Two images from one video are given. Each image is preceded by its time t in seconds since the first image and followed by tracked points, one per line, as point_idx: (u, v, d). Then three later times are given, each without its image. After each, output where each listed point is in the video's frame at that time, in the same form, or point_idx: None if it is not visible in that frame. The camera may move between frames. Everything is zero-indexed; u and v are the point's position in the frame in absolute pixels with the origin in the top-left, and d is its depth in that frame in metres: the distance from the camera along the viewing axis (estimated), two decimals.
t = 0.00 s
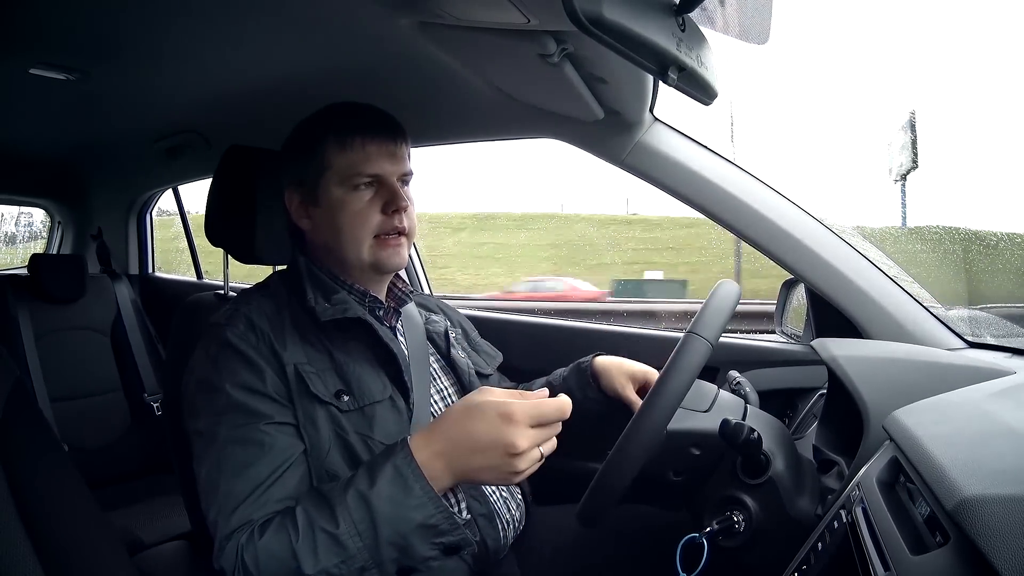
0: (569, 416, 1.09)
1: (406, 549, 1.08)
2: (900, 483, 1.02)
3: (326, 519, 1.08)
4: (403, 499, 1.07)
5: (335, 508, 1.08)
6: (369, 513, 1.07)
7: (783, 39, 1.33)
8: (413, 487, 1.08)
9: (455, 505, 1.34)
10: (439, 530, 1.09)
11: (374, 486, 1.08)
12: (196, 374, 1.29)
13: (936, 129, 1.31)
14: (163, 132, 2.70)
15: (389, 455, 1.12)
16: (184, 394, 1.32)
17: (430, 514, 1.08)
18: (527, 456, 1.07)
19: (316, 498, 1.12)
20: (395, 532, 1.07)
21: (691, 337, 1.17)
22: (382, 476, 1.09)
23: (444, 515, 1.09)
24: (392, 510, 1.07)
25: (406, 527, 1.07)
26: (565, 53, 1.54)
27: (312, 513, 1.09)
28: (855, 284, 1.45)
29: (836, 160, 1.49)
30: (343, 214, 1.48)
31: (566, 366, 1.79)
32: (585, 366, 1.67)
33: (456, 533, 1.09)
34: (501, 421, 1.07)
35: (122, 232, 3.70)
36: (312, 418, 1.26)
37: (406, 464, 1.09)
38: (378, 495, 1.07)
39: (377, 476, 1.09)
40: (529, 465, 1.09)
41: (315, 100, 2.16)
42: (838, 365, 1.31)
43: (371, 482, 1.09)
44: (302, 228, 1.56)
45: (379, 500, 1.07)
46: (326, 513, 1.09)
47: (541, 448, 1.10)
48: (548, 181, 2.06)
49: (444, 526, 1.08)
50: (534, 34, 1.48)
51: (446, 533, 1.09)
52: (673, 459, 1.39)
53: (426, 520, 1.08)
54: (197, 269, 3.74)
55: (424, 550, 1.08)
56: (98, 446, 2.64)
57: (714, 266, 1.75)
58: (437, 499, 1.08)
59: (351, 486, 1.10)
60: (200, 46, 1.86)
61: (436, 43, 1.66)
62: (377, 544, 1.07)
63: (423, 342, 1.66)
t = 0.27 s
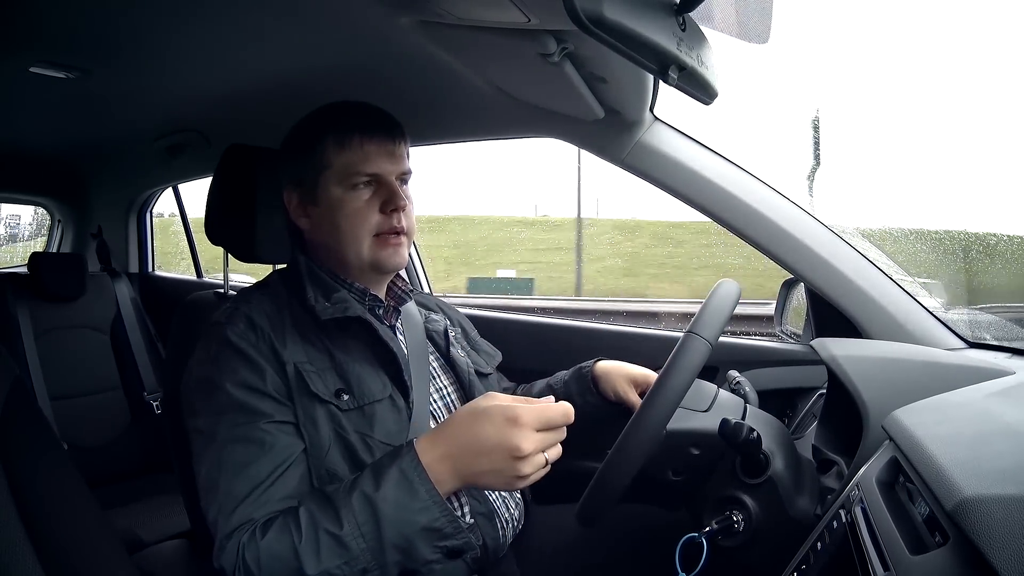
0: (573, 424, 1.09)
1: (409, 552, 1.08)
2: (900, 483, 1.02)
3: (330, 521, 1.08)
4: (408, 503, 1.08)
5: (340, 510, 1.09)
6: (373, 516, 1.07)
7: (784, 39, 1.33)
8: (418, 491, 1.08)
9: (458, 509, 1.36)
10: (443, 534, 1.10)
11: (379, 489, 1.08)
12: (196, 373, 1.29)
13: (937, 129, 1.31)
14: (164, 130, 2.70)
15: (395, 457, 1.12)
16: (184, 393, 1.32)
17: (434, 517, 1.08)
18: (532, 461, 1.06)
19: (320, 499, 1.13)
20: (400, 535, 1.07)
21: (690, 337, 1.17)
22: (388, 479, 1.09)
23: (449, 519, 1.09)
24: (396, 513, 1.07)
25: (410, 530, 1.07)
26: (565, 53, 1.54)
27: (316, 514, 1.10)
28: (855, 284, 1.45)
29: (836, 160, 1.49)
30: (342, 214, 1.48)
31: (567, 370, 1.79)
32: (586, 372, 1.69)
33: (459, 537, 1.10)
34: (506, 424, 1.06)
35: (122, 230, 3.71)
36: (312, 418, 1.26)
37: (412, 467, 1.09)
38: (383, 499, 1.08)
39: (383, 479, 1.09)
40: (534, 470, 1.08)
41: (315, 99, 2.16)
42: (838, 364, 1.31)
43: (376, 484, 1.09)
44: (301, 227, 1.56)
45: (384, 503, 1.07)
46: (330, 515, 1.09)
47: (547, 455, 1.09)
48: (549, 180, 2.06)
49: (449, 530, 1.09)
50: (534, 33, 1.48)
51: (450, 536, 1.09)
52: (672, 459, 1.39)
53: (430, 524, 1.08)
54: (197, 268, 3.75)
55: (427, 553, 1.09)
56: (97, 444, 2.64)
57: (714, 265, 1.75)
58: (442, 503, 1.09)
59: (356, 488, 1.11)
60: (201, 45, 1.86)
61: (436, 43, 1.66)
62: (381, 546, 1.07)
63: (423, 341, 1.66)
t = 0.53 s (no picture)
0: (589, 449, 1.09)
1: (417, 561, 1.08)
2: (900, 483, 1.02)
3: (339, 526, 1.08)
4: (421, 513, 1.08)
5: (351, 517, 1.09)
6: (385, 523, 1.07)
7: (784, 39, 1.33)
8: (432, 501, 1.08)
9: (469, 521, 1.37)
10: (453, 546, 1.09)
11: (393, 498, 1.09)
12: (197, 372, 1.29)
13: (938, 129, 1.31)
14: (164, 131, 2.70)
15: (409, 468, 1.12)
16: (185, 393, 1.32)
17: (446, 529, 1.08)
18: (545, 483, 1.06)
19: (331, 505, 1.13)
20: (410, 544, 1.07)
21: (690, 337, 1.17)
22: (402, 489, 1.09)
23: (461, 532, 1.08)
24: (409, 524, 1.07)
25: (420, 540, 1.07)
26: (565, 53, 1.54)
27: (325, 520, 1.10)
28: (859, 285, 1.45)
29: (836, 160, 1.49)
30: (343, 214, 1.49)
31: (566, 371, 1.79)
32: (584, 373, 1.69)
33: (469, 550, 1.09)
34: (523, 443, 1.07)
35: (122, 231, 3.71)
36: (314, 418, 1.26)
37: (427, 478, 1.10)
38: (397, 507, 1.08)
39: (397, 488, 1.10)
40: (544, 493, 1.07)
41: (315, 99, 2.16)
42: (838, 365, 1.31)
43: (390, 493, 1.09)
44: (301, 227, 1.56)
45: (396, 512, 1.08)
46: (340, 521, 1.09)
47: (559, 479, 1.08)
48: (548, 181, 2.06)
49: (459, 543, 1.08)
50: (534, 33, 1.48)
51: (460, 549, 1.08)
52: (671, 459, 1.38)
53: (441, 535, 1.08)
54: (197, 268, 3.75)
55: (435, 565, 1.08)
56: (97, 445, 2.64)
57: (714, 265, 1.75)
58: (456, 514, 1.09)
59: (368, 496, 1.11)
60: (202, 45, 1.86)
61: (436, 43, 1.66)
62: (391, 555, 1.07)
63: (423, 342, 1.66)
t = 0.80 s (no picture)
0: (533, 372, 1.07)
1: (396, 537, 1.09)
2: (900, 483, 1.02)
3: (315, 509, 1.08)
4: (390, 488, 1.07)
5: (324, 499, 1.08)
6: (357, 501, 1.07)
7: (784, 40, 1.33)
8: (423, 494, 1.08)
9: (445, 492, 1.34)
10: (428, 516, 1.09)
11: (361, 474, 1.08)
12: (194, 373, 1.29)
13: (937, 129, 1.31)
14: (164, 131, 2.70)
15: (374, 440, 1.10)
16: (184, 393, 1.32)
17: (417, 499, 1.08)
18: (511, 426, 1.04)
19: (306, 490, 1.12)
20: (386, 520, 1.07)
21: (689, 337, 1.17)
22: (369, 465, 1.08)
23: (433, 501, 1.08)
24: (380, 499, 1.07)
25: (394, 514, 1.07)
26: (565, 53, 1.54)
27: (302, 506, 1.09)
28: (858, 285, 1.45)
29: (835, 160, 1.49)
30: (334, 215, 1.49)
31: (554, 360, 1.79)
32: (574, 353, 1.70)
33: (444, 518, 1.10)
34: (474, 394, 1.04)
35: (122, 231, 3.71)
36: (310, 417, 1.26)
37: (391, 450, 1.08)
38: (366, 484, 1.07)
39: (364, 463, 1.08)
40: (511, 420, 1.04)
41: (315, 100, 2.16)
42: (837, 365, 1.31)
43: (358, 469, 1.08)
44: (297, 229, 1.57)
45: (367, 488, 1.07)
46: (315, 503, 1.09)
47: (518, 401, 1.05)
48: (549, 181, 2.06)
49: (434, 512, 1.09)
50: (534, 34, 1.48)
51: (435, 519, 1.09)
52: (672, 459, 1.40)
53: (414, 506, 1.08)
54: (197, 268, 3.75)
55: (414, 538, 1.09)
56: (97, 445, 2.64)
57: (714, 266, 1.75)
58: (426, 485, 1.08)
59: (338, 474, 1.10)
60: (202, 46, 1.86)
61: (436, 43, 1.66)
62: (367, 533, 1.08)
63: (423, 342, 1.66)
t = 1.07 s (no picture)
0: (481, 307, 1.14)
1: (385, 513, 1.10)
2: (900, 484, 1.02)
3: (305, 494, 1.09)
4: (376, 466, 1.09)
5: (313, 481, 1.10)
6: (345, 478, 1.09)
7: (784, 41, 1.33)
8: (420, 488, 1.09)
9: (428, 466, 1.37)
10: (415, 488, 1.11)
11: (346, 451, 1.09)
12: (191, 372, 1.29)
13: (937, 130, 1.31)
14: (164, 131, 2.70)
15: (359, 418, 1.12)
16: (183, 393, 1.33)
17: (404, 470, 1.10)
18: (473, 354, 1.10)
19: (296, 476, 1.13)
20: (373, 496, 1.09)
21: (690, 337, 1.17)
22: (354, 442, 1.10)
23: (416, 471, 1.10)
24: (367, 477, 1.09)
25: (382, 486, 1.09)
26: (565, 54, 1.54)
27: (293, 493, 1.10)
28: (857, 285, 1.45)
29: (834, 161, 1.49)
30: (330, 216, 1.49)
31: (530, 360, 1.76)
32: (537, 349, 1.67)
33: (430, 488, 1.11)
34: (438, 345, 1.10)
35: (122, 231, 3.71)
36: (307, 416, 1.26)
37: (376, 427, 1.10)
38: (353, 461, 1.09)
39: (349, 441, 1.10)
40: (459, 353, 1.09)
41: (315, 99, 2.16)
42: (837, 365, 1.31)
43: (343, 447, 1.10)
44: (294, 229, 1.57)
45: (354, 465, 1.09)
46: (305, 487, 1.10)
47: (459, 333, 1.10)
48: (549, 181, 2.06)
49: (418, 482, 1.11)
50: (535, 34, 1.48)
51: (420, 489, 1.11)
52: (670, 459, 1.41)
53: (400, 477, 1.09)
54: (197, 268, 3.75)
55: (402, 511, 1.11)
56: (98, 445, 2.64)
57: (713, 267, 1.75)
58: (409, 456, 1.10)
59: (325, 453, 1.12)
60: (202, 46, 1.86)
61: (436, 43, 1.67)
62: (356, 511, 1.09)
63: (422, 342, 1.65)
